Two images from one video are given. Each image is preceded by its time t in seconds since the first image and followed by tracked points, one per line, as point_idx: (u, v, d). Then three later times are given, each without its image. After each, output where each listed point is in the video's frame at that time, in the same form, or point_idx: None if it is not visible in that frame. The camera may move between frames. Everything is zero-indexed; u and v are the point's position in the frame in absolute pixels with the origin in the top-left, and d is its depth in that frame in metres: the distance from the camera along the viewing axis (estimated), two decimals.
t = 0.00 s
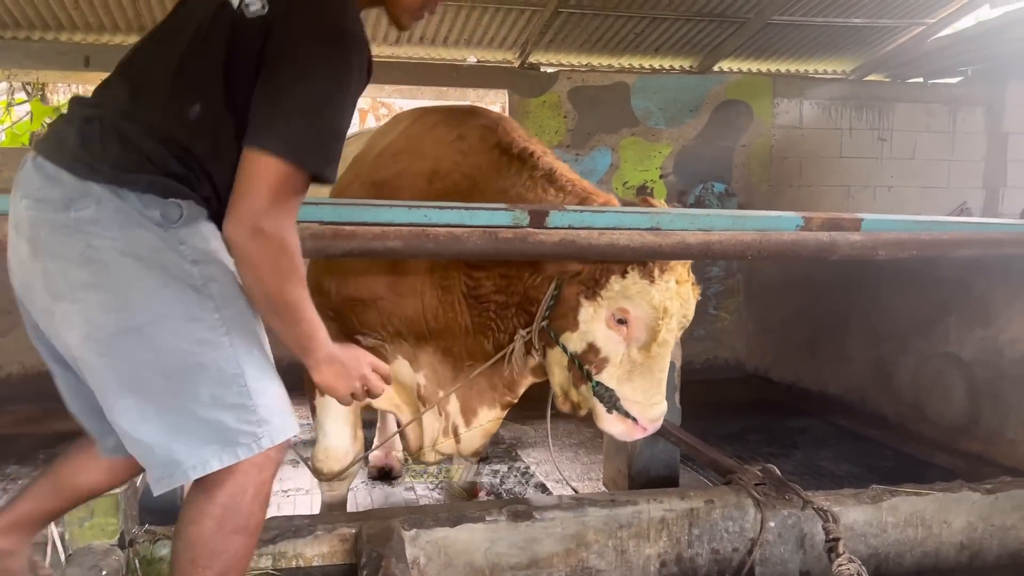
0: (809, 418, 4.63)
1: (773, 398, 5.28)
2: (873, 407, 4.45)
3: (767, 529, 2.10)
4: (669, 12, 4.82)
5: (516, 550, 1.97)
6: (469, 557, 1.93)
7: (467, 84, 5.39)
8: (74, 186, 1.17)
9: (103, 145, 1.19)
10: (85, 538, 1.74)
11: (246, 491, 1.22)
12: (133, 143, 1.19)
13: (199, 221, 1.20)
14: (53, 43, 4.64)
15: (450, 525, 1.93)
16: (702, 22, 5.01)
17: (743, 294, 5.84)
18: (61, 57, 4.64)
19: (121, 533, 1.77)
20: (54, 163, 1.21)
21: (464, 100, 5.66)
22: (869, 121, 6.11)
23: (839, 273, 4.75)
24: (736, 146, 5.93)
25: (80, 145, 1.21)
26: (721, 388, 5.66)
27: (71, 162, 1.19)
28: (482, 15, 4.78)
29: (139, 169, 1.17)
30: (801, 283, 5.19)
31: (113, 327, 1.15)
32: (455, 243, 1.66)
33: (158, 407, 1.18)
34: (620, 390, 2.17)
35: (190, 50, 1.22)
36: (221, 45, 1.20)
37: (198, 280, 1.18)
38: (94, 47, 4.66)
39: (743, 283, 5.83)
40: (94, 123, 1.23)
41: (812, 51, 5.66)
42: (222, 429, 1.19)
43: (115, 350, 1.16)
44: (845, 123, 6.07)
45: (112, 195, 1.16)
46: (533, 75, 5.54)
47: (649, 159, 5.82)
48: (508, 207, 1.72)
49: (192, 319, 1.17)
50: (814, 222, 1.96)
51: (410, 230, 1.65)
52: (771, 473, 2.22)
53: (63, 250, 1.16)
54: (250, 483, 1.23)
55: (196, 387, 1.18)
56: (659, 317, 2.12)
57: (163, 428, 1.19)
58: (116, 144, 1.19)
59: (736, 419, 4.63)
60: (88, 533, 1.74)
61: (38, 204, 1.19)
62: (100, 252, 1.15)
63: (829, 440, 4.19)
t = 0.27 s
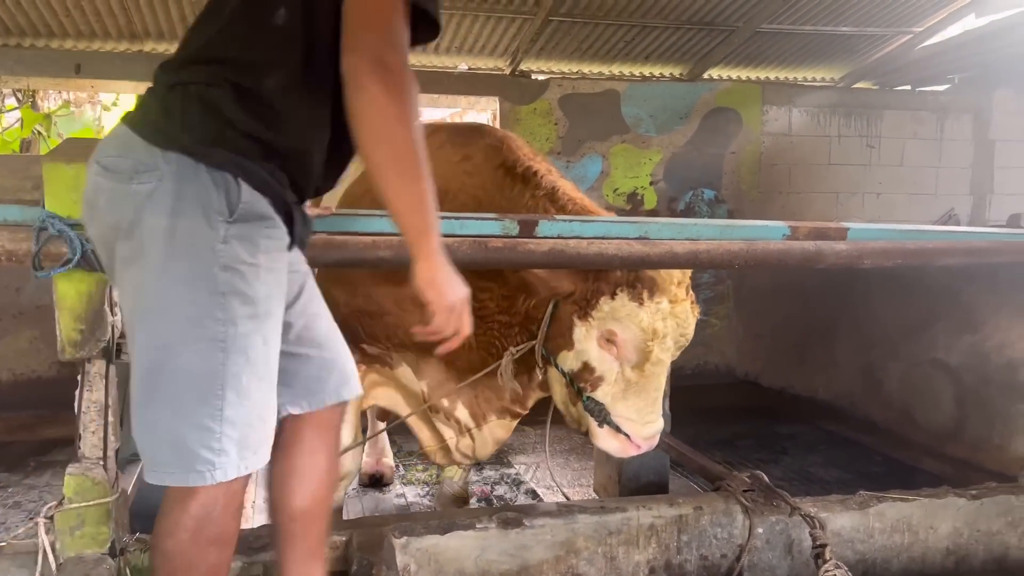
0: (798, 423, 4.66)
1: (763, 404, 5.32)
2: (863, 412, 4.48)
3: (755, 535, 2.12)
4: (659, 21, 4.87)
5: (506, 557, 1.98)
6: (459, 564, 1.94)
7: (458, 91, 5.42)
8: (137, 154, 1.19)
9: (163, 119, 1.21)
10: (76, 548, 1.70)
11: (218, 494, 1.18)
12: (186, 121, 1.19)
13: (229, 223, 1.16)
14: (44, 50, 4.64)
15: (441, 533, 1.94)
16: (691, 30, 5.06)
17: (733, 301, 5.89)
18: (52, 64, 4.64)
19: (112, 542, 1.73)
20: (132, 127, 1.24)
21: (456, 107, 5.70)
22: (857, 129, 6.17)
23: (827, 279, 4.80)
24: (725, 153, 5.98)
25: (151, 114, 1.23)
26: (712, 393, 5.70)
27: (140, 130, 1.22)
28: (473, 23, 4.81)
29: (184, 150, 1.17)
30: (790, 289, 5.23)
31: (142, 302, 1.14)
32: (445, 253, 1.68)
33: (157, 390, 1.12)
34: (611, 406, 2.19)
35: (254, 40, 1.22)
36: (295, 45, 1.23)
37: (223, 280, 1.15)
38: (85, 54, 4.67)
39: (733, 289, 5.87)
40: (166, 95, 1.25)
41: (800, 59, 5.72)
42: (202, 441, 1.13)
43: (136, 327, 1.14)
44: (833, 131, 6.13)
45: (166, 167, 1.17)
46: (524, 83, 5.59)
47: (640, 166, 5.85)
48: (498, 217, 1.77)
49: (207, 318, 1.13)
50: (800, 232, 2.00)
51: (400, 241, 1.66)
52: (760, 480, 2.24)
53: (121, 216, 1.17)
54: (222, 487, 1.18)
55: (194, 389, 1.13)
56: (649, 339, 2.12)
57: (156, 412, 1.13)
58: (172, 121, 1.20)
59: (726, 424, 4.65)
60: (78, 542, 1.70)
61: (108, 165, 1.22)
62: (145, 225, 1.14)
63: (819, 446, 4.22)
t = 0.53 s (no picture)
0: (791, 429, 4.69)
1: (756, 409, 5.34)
2: (856, 417, 4.50)
3: (747, 540, 2.13)
4: (651, 28, 4.91)
5: (500, 563, 1.98)
6: (453, 570, 1.95)
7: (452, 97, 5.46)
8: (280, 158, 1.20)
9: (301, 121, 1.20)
10: (68, 554, 1.69)
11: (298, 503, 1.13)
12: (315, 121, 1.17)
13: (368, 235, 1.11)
14: (38, 57, 4.64)
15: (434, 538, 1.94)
16: (683, 37, 5.10)
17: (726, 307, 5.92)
18: (46, 70, 4.65)
19: (105, 548, 1.72)
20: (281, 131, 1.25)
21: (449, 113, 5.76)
22: (849, 135, 6.21)
23: (819, 285, 4.84)
24: (717, 160, 6.02)
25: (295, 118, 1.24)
26: (704, 399, 5.72)
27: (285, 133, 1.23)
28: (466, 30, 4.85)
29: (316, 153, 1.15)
30: (781, 295, 5.26)
31: (273, 309, 1.13)
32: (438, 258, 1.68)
33: (278, 405, 1.10)
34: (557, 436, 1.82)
35: (375, 37, 1.15)
36: (406, 30, 1.13)
37: (348, 291, 1.10)
38: (78, 60, 4.69)
39: (726, 295, 5.90)
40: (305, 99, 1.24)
41: (792, 66, 5.77)
42: (310, 456, 1.09)
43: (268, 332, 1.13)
44: (825, 137, 6.17)
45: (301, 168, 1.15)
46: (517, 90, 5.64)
47: (633, 172, 5.89)
48: (492, 222, 1.73)
49: (333, 327, 1.09)
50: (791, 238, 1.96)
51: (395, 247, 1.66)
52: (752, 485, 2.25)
53: (264, 219, 1.18)
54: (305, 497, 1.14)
55: (308, 403, 1.09)
56: (580, 359, 1.77)
57: (273, 426, 1.10)
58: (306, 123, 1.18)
59: (719, 430, 4.67)
60: (71, 549, 1.69)
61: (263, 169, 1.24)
62: (282, 229, 1.14)
63: (811, 451, 4.24)
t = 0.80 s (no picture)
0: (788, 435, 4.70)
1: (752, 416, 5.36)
2: (852, 424, 4.51)
3: (746, 545, 2.14)
4: (646, 36, 4.96)
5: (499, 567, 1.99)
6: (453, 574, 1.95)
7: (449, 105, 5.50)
8: (473, 178, 1.18)
9: (479, 136, 1.20)
10: (68, 559, 1.69)
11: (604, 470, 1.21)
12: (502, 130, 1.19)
13: (586, 217, 1.23)
14: (35, 64, 4.65)
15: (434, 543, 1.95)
16: (678, 46, 5.15)
17: (721, 314, 5.94)
18: (43, 78, 4.66)
19: (105, 553, 1.72)
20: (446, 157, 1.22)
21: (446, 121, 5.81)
22: (843, 144, 6.26)
23: (813, 292, 4.87)
24: (713, 167, 6.08)
25: (453, 140, 1.22)
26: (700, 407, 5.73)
27: (458, 153, 1.20)
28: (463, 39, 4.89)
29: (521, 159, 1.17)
30: (776, 301, 5.29)
31: (514, 314, 1.15)
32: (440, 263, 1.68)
33: (554, 391, 1.17)
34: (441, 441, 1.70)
35: (513, 45, 1.23)
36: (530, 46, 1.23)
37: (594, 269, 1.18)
38: (76, 68, 4.70)
39: (722, 302, 5.93)
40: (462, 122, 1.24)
41: (786, 75, 5.83)
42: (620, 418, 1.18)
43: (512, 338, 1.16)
44: (820, 145, 6.22)
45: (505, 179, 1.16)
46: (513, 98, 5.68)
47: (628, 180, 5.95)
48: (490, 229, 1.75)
49: (588, 301, 1.18)
50: (788, 243, 2.00)
51: (396, 252, 1.67)
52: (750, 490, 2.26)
53: (470, 237, 1.16)
54: (604, 466, 1.21)
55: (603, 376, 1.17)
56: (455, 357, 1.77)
57: (562, 409, 1.17)
58: (491, 135, 1.19)
59: (715, 436, 4.69)
60: (71, 553, 1.69)
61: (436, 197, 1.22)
62: (502, 239, 1.15)
63: (807, 457, 4.26)
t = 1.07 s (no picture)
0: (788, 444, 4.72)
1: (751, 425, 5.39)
2: (851, 432, 4.54)
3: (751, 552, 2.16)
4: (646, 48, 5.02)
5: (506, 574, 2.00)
6: None
7: (450, 116, 5.56)
8: (669, 227, 1.34)
9: (675, 183, 1.36)
10: (80, 568, 1.71)
11: (797, 484, 1.47)
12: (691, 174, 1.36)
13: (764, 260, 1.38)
14: (38, 74, 4.67)
15: (442, 550, 1.96)
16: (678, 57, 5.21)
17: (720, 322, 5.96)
18: (46, 88, 4.68)
19: (117, 561, 1.74)
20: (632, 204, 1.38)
21: (446, 131, 5.86)
22: (841, 154, 6.32)
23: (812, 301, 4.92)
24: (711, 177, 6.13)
25: (638, 186, 1.38)
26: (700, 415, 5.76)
27: (648, 203, 1.36)
28: (464, 50, 4.94)
29: (711, 204, 1.34)
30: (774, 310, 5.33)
31: (705, 349, 1.35)
32: (450, 273, 1.70)
33: (728, 412, 1.38)
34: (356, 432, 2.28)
35: (681, 88, 1.37)
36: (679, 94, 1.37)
37: (764, 302, 1.37)
38: (79, 79, 4.73)
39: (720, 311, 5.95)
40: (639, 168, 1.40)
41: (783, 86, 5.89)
42: (776, 443, 1.41)
43: (698, 367, 1.35)
44: (817, 155, 6.28)
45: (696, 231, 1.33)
46: (513, 108, 5.73)
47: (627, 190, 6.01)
48: (499, 238, 1.78)
49: (757, 330, 1.36)
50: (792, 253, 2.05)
51: (405, 262, 1.69)
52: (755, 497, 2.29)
53: (658, 281, 1.34)
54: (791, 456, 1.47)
55: (767, 404, 1.39)
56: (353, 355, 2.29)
57: (742, 426, 1.39)
58: (686, 183, 1.35)
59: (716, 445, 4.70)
60: (83, 562, 1.72)
61: (624, 243, 1.37)
62: (697, 281, 1.33)
63: (808, 465, 4.28)
